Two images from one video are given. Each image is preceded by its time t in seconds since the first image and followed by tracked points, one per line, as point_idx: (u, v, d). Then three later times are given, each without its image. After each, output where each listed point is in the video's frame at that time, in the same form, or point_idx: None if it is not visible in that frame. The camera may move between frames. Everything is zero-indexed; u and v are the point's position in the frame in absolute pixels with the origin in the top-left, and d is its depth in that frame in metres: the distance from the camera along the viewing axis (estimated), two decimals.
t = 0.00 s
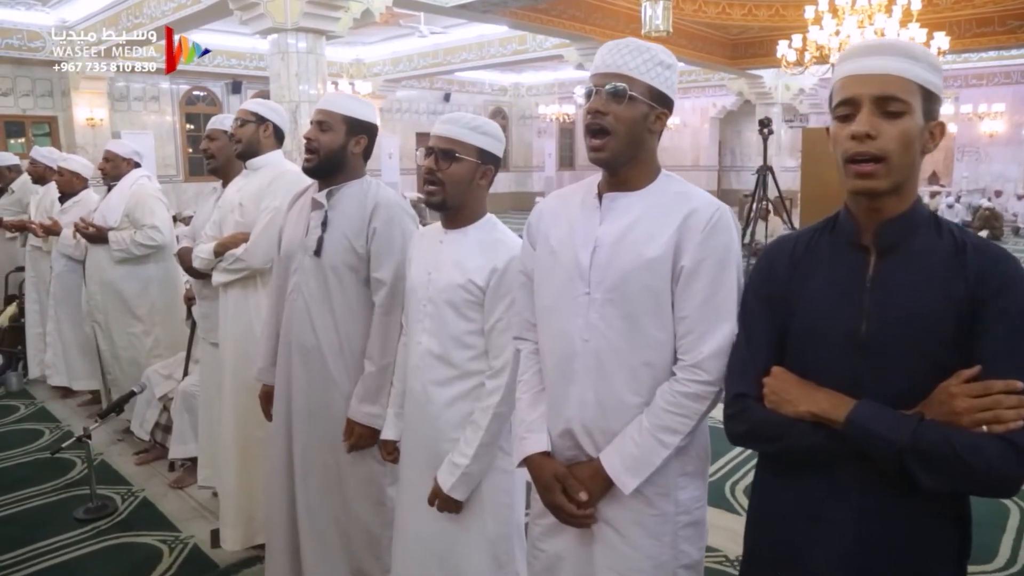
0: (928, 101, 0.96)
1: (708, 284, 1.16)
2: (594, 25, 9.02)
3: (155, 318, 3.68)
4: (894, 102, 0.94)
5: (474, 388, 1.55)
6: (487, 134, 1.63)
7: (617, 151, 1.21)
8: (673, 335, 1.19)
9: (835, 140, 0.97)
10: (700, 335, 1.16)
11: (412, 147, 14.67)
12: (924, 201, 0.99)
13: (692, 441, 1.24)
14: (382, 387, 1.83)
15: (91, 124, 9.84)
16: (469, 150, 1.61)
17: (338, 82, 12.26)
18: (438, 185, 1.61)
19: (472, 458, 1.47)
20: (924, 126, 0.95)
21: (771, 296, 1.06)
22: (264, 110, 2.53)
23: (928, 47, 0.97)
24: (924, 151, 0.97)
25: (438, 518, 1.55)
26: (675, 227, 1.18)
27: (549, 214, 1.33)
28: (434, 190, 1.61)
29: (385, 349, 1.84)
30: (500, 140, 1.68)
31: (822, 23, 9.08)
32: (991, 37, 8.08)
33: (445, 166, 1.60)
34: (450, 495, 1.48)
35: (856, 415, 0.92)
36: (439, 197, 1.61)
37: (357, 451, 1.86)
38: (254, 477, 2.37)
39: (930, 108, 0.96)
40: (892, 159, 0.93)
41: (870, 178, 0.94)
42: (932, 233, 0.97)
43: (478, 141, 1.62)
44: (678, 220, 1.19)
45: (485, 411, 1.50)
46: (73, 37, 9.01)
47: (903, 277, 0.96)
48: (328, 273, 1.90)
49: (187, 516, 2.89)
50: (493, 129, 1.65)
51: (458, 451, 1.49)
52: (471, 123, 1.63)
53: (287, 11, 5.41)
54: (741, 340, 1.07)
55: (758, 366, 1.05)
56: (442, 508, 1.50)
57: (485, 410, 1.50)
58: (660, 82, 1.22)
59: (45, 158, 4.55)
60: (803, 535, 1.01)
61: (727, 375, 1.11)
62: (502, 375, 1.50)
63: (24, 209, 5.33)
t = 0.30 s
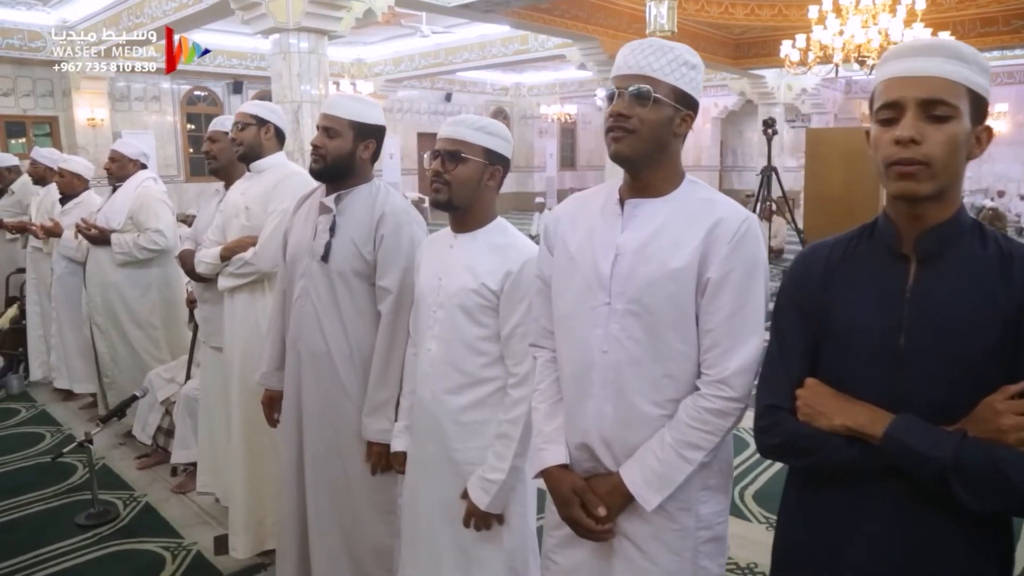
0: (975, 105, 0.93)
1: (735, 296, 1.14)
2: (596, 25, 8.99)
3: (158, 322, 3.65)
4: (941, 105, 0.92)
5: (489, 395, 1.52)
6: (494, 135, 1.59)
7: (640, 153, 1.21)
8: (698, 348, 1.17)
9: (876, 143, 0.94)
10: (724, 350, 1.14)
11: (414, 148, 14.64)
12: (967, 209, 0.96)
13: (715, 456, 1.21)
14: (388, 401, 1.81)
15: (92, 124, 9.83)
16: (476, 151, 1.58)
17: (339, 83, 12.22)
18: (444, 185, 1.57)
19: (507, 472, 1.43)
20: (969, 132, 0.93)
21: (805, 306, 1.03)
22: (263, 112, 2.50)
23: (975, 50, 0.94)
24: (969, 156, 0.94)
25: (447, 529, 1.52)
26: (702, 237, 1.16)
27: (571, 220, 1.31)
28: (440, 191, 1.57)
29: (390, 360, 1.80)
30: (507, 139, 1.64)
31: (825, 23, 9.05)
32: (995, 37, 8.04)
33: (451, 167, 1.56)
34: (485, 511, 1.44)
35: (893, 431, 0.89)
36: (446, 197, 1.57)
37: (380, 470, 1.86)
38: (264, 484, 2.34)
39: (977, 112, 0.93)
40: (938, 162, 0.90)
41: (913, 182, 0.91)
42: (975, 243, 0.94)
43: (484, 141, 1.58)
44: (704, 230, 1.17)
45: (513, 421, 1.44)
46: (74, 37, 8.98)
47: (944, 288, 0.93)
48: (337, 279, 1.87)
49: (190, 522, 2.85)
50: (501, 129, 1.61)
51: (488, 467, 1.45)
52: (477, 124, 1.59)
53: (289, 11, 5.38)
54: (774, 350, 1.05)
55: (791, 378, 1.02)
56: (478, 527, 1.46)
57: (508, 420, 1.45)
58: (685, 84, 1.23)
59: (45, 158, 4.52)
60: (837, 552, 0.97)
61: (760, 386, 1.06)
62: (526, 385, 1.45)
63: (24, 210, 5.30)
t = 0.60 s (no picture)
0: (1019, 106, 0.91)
1: (759, 300, 1.13)
2: (599, 25, 8.96)
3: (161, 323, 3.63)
4: (984, 108, 0.89)
5: (497, 402, 1.49)
6: (494, 135, 1.55)
7: (660, 155, 1.19)
8: (720, 355, 1.17)
9: (915, 146, 0.92)
10: (747, 355, 1.13)
11: (416, 148, 14.61)
12: (1008, 216, 0.94)
13: (736, 464, 1.19)
14: (380, 405, 1.73)
15: (94, 124, 9.84)
16: (476, 153, 1.54)
17: (342, 82, 12.21)
18: (444, 189, 1.54)
19: (529, 480, 1.42)
20: (1013, 134, 0.90)
21: (836, 312, 1.01)
22: (270, 112, 2.46)
23: (1018, 50, 0.92)
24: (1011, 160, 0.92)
25: (456, 538, 1.48)
26: (725, 240, 1.15)
27: (589, 222, 1.29)
28: (441, 195, 1.54)
29: (389, 358, 1.74)
30: (508, 139, 1.60)
31: (829, 23, 9.03)
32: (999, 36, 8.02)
33: (451, 171, 1.53)
34: (507, 522, 1.42)
35: (930, 441, 0.87)
36: (446, 201, 1.54)
37: (362, 472, 1.76)
38: (270, 488, 2.32)
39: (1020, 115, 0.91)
40: (980, 167, 0.88)
41: (955, 187, 0.89)
42: (1014, 249, 0.92)
43: (483, 142, 1.55)
44: (727, 233, 1.16)
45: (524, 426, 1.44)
46: (75, 38, 8.95)
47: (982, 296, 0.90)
48: (346, 281, 1.85)
49: (193, 526, 2.82)
50: (500, 129, 1.58)
51: (506, 477, 1.43)
52: (476, 125, 1.55)
53: (292, 10, 5.36)
54: (804, 357, 1.02)
55: (822, 386, 1.00)
56: (498, 538, 1.44)
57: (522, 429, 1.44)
58: (704, 80, 1.20)
59: (47, 158, 4.49)
60: (866, 565, 0.95)
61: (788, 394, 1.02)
62: (539, 390, 1.44)
63: (26, 210, 5.28)
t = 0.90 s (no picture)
0: None
1: (782, 303, 1.11)
2: (602, 24, 8.93)
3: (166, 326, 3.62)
4: None
5: (508, 407, 1.46)
6: (500, 136, 1.52)
7: (678, 155, 1.16)
8: (742, 359, 1.15)
9: (957, 149, 0.90)
10: (771, 358, 1.11)
11: (418, 147, 14.59)
12: None
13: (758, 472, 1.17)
14: (386, 409, 1.70)
15: (96, 124, 9.81)
16: (482, 155, 1.52)
17: (344, 82, 12.20)
18: (451, 193, 1.51)
19: (536, 484, 1.38)
20: None
21: (870, 318, 0.99)
22: (278, 111, 2.43)
23: None
24: None
25: (469, 545, 1.45)
26: (747, 241, 1.13)
27: (607, 225, 1.26)
28: (447, 198, 1.52)
29: (395, 359, 1.71)
30: (515, 139, 1.58)
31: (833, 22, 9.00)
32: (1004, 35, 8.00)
33: (457, 174, 1.51)
34: (514, 530, 1.38)
35: (972, 451, 0.85)
36: (453, 205, 1.51)
37: (373, 477, 1.74)
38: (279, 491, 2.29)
39: None
40: None
41: (999, 191, 0.87)
42: None
43: (489, 143, 1.52)
44: (749, 233, 1.13)
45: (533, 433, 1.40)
46: (77, 38, 8.92)
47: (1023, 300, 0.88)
48: (354, 282, 1.82)
49: (198, 530, 2.80)
50: (506, 128, 1.55)
51: (513, 482, 1.40)
52: (480, 125, 1.52)
53: (295, 10, 5.34)
54: (837, 364, 1.00)
55: (857, 394, 0.97)
56: (506, 546, 1.40)
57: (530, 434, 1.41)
58: (720, 79, 1.17)
59: (49, 158, 4.47)
60: None
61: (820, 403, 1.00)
62: (549, 394, 1.41)
63: (29, 210, 5.27)
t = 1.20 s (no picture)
0: None
1: (811, 308, 1.08)
2: (606, 23, 8.89)
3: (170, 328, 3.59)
4: None
5: (526, 415, 1.43)
6: (522, 136, 1.48)
7: (704, 158, 1.14)
8: (769, 366, 1.12)
9: (1011, 152, 0.86)
10: (799, 365, 1.08)
11: (421, 147, 14.56)
12: None
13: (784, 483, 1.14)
14: (400, 414, 1.66)
15: (99, 123, 9.79)
16: (502, 155, 1.48)
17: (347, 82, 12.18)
18: (470, 195, 1.48)
19: (552, 495, 1.35)
20: None
21: (911, 326, 0.96)
22: (284, 111, 2.40)
23: None
24: None
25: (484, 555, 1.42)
26: (775, 245, 1.10)
27: (631, 231, 1.24)
28: (466, 201, 1.48)
29: (409, 363, 1.68)
30: (536, 138, 1.54)
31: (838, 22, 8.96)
32: (1010, 35, 7.97)
33: (478, 174, 1.47)
34: (529, 542, 1.35)
35: None
36: (472, 208, 1.48)
37: (388, 485, 1.70)
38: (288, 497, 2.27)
39: None
40: None
41: None
42: None
43: (510, 143, 1.48)
44: (777, 237, 1.11)
45: (551, 443, 1.37)
46: (80, 38, 8.88)
47: None
48: (365, 285, 1.79)
49: (203, 534, 2.77)
50: (528, 128, 1.51)
51: (529, 492, 1.36)
52: (504, 125, 1.48)
53: (299, 9, 5.33)
54: (877, 375, 0.97)
55: (898, 405, 0.95)
56: (522, 557, 1.36)
57: (546, 444, 1.38)
58: (749, 79, 1.16)
59: (53, 159, 4.50)
60: None
61: (860, 413, 0.98)
62: (565, 403, 1.38)
63: (33, 210, 5.25)
